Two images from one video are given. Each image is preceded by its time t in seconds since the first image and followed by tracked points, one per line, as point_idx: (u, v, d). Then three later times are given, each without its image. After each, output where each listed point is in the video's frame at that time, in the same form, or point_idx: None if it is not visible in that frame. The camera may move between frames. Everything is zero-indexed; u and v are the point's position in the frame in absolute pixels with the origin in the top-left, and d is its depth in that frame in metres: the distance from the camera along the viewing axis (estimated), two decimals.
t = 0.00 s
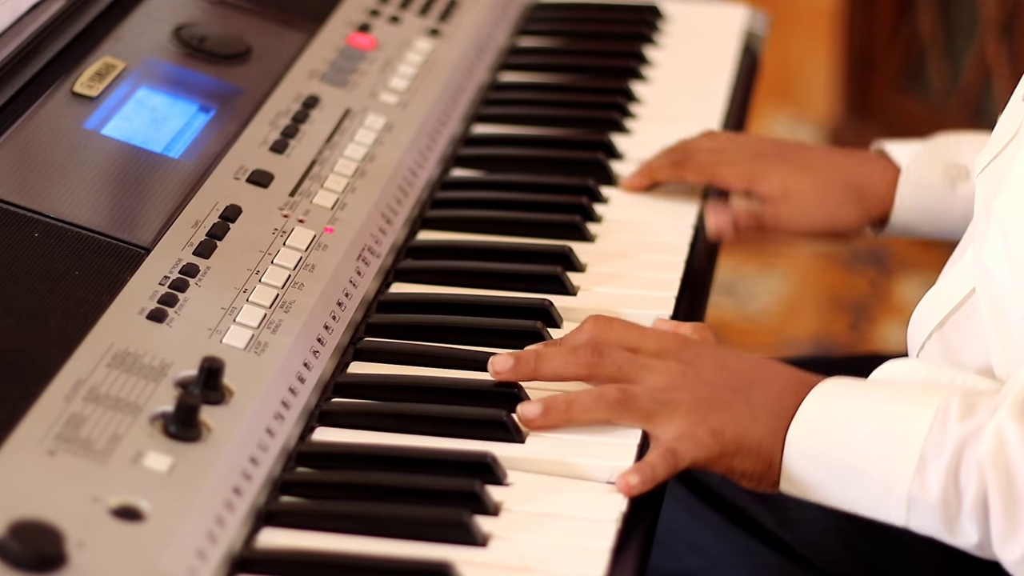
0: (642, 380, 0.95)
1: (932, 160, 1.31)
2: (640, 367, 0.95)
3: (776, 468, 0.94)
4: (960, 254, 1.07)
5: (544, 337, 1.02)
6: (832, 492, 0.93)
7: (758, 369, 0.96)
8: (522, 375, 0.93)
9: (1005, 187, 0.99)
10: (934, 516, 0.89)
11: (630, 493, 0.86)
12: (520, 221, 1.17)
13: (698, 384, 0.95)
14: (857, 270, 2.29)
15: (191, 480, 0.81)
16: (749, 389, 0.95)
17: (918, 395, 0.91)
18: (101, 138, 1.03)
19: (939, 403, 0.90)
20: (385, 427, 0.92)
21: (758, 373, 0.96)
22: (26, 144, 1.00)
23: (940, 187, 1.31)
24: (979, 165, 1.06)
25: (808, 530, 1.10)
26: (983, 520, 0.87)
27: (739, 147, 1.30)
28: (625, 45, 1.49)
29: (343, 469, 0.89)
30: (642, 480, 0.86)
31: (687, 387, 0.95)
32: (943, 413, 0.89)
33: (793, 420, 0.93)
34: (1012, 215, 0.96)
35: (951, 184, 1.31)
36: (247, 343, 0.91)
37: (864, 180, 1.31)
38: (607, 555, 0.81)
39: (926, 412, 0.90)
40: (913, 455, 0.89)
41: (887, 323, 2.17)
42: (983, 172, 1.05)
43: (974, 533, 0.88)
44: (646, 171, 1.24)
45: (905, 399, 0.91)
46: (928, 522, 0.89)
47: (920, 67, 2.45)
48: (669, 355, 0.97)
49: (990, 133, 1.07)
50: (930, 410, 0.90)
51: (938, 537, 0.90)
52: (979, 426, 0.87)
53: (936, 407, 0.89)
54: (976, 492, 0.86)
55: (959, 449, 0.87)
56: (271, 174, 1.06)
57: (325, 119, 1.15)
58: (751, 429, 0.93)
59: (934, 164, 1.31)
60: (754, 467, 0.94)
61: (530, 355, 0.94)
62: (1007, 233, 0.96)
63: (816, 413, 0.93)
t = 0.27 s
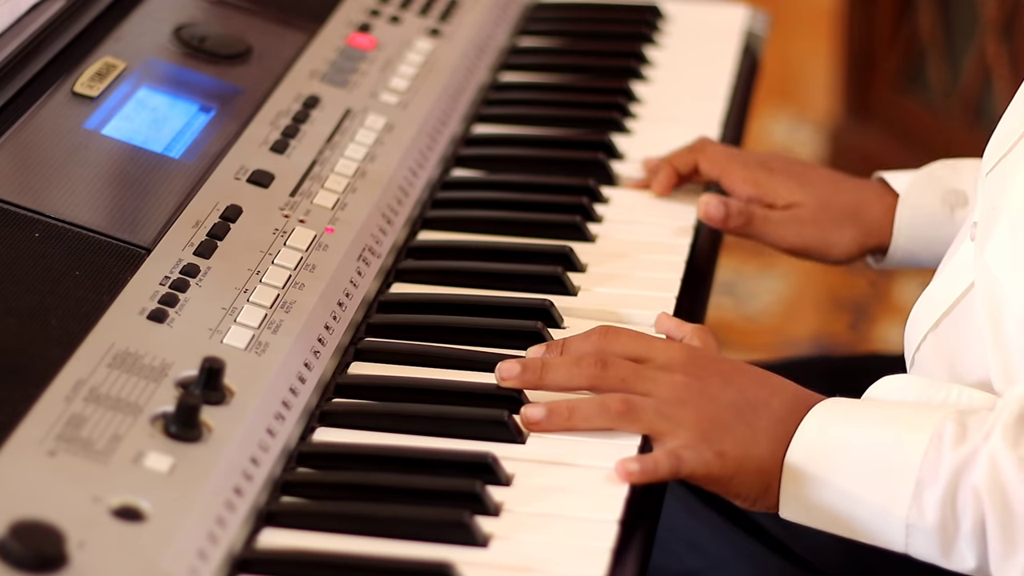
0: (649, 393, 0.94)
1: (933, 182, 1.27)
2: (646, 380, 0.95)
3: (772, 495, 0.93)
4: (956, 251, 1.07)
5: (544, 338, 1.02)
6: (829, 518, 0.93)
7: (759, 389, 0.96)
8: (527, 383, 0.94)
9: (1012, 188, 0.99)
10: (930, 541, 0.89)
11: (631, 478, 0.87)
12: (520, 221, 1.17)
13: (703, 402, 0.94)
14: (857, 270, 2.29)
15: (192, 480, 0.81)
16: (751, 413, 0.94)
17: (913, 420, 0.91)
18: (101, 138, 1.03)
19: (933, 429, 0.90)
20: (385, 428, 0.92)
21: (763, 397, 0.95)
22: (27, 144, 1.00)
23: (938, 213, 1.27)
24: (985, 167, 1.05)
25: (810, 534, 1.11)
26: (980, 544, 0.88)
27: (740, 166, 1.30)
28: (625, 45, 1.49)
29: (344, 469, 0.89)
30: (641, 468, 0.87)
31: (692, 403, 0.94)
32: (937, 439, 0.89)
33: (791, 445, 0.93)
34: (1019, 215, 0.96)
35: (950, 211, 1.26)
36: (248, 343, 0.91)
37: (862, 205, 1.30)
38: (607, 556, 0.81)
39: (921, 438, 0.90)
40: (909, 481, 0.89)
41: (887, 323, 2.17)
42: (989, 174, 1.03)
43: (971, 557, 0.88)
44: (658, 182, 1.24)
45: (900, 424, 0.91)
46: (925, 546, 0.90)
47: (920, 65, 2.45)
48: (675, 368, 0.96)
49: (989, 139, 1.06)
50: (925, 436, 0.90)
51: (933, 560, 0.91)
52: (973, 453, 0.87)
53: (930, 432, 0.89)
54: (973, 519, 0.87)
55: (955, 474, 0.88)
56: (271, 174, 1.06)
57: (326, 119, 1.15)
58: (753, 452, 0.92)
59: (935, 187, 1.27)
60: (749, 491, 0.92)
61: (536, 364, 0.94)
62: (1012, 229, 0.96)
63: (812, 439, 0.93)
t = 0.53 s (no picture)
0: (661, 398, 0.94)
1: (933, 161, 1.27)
2: (671, 392, 0.95)
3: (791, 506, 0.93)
4: (952, 250, 1.07)
5: (544, 338, 1.02)
6: (849, 537, 0.93)
7: (770, 397, 0.95)
8: (555, 382, 0.94)
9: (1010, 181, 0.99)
10: (954, 559, 0.89)
11: (631, 502, 0.86)
12: (520, 221, 1.17)
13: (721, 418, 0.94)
14: (857, 270, 2.29)
15: (192, 480, 0.81)
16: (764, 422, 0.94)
17: (932, 436, 0.90)
18: (101, 138, 1.03)
19: (953, 446, 0.89)
20: (385, 428, 0.92)
21: (780, 410, 0.94)
22: (27, 144, 1.00)
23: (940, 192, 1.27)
24: (987, 163, 1.05)
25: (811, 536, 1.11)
26: (1004, 561, 0.87)
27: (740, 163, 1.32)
28: (625, 45, 1.49)
29: (344, 469, 0.89)
30: (643, 495, 0.86)
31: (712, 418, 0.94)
32: (958, 455, 0.88)
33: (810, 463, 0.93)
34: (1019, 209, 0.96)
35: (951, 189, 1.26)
36: (248, 343, 0.91)
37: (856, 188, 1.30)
38: (607, 556, 0.81)
39: (942, 455, 0.89)
40: (931, 498, 0.89)
41: (886, 323, 2.17)
42: (994, 166, 1.03)
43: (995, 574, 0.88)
44: (654, 186, 1.23)
45: (920, 441, 0.90)
46: (948, 565, 0.89)
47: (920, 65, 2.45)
48: (701, 381, 0.96)
49: (989, 133, 1.06)
50: (946, 452, 0.89)
51: None
52: (995, 469, 0.87)
53: (951, 449, 0.89)
54: (996, 536, 0.86)
55: (977, 491, 0.87)
56: (272, 175, 1.06)
57: (326, 119, 1.15)
58: (769, 472, 0.92)
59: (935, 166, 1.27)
60: (765, 509, 0.94)
61: (564, 363, 0.95)
62: (1012, 223, 0.97)
63: (832, 456, 0.92)
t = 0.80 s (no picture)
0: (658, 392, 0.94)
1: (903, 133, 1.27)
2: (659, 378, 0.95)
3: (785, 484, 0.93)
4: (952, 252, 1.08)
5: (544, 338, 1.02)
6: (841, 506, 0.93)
7: (767, 390, 0.95)
8: (542, 368, 0.94)
9: (1008, 181, 0.99)
10: (947, 531, 0.89)
11: (631, 498, 0.86)
12: (520, 221, 1.17)
13: (708, 400, 0.94)
14: (857, 270, 2.29)
15: (192, 480, 0.81)
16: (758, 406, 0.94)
17: (931, 409, 0.90)
18: (101, 138, 1.03)
19: (951, 417, 0.89)
20: (385, 428, 0.92)
21: (772, 391, 0.95)
22: (26, 145, 1.00)
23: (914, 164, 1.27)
24: (985, 161, 1.05)
25: (812, 531, 1.11)
26: (997, 533, 0.87)
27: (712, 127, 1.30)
28: (625, 45, 1.49)
29: (344, 469, 0.89)
30: (642, 488, 0.86)
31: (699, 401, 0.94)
32: (955, 427, 0.88)
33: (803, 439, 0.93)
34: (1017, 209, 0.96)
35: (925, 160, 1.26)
36: (247, 343, 0.91)
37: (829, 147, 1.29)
38: (607, 555, 0.81)
39: (938, 426, 0.89)
40: (925, 468, 0.89)
41: (887, 323, 2.17)
42: (989, 168, 1.03)
43: (989, 546, 0.88)
44: (637, 175, 1.25)
45: (917, 412, 0.91)
46: (942, 536, 0.89)
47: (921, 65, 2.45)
48: (685, 368, 0.96)
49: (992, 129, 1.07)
50: (942, 424, 0.89)
51: (952, 551, 0.90)
52: (991, 440, 0.87)
53: (948, 422, 0.89)
54: (990, 507, 0.86)
55: (973, 462, 0.87)
56: (271, 174, 1.06)
57: (325, 119, 1.15)
58: (760, 447, 0.92)
59: (907, 137, 1.27)
60: (758, 485, 0.93)
61: (552, 349, 0.94)
62: (1009, 224, 0.96)
63: (830, 428, 0.92)
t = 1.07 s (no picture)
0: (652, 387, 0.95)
1: (897, 141, 1.35)
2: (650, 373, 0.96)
3: (789, 471, 0.93)
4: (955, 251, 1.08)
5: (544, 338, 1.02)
6: (849, 485, 0.92)
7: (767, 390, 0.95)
8: (536, 371, 0.95)
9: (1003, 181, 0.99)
10: (955, 513, 0.88)
11: (629, 498, 0.86)
12: (520, 221, 1.17)
13: (705, 392, 0.95)
14: (857, 270, 2.29)
15: (192, 480, 0.81)
16: (757, 396, 0.95)
17: (940, 393, 0.90)
18: (101, 139, 1.03)
19: (962, 402, 0.89)
20: (385, 428, 0.92)
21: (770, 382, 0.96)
22: (27, 144, 1.00)
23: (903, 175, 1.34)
24: (981, 157, 1.06)
25: (811, 529, 1.11)
26: (1005, 516, 0.86)
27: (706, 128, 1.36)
28: (625, 45, 1.49)
29: (344, 469, 0.89)
30: (640, 487, 0.87)
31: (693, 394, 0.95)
32: (966, 411, 0.88)
33: (808, 426, 0.93)
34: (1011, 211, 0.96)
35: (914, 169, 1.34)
36: (247, 343, 0.91)
37: (824, 165, 1.37)
38: (607, 556, 0.81)
39: (948, 410, 0.89)
40: (935, 450, 0.88)
41: (887, 322, 2.17)
42: (983, 166, 1.05)
43: (997, 530, 0.87)
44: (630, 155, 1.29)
45: (927, 396, 0.90)
46: (950, 519, 0.88)
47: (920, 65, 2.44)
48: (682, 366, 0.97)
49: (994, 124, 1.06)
50: (953, 408, 0.89)
51: (960, 534, 0.89)
52: (1003, 423, 0.86)
53: (958, 405, 0.89)
54: (1000, 488, 0.86)
55: (983, 445, 0.86)
56: (271, 174, 1.06)
57: (325, 119, 1.15)
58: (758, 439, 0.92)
59: (898, 146, 1.35)
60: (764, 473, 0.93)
61: (543, 352, 0.95)
62: (1005, 226, 0.97)
63: (838, 412, 0.92)
